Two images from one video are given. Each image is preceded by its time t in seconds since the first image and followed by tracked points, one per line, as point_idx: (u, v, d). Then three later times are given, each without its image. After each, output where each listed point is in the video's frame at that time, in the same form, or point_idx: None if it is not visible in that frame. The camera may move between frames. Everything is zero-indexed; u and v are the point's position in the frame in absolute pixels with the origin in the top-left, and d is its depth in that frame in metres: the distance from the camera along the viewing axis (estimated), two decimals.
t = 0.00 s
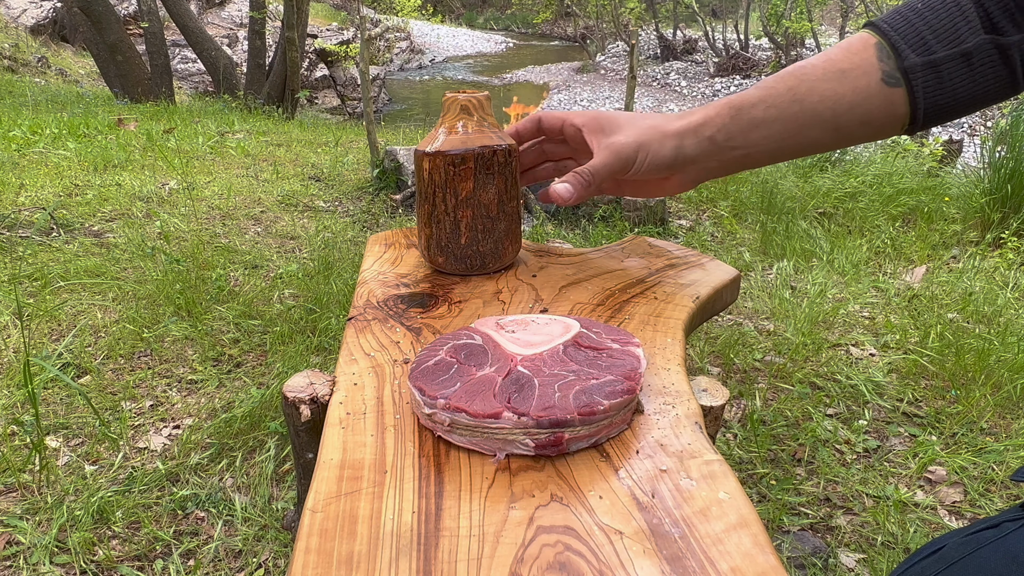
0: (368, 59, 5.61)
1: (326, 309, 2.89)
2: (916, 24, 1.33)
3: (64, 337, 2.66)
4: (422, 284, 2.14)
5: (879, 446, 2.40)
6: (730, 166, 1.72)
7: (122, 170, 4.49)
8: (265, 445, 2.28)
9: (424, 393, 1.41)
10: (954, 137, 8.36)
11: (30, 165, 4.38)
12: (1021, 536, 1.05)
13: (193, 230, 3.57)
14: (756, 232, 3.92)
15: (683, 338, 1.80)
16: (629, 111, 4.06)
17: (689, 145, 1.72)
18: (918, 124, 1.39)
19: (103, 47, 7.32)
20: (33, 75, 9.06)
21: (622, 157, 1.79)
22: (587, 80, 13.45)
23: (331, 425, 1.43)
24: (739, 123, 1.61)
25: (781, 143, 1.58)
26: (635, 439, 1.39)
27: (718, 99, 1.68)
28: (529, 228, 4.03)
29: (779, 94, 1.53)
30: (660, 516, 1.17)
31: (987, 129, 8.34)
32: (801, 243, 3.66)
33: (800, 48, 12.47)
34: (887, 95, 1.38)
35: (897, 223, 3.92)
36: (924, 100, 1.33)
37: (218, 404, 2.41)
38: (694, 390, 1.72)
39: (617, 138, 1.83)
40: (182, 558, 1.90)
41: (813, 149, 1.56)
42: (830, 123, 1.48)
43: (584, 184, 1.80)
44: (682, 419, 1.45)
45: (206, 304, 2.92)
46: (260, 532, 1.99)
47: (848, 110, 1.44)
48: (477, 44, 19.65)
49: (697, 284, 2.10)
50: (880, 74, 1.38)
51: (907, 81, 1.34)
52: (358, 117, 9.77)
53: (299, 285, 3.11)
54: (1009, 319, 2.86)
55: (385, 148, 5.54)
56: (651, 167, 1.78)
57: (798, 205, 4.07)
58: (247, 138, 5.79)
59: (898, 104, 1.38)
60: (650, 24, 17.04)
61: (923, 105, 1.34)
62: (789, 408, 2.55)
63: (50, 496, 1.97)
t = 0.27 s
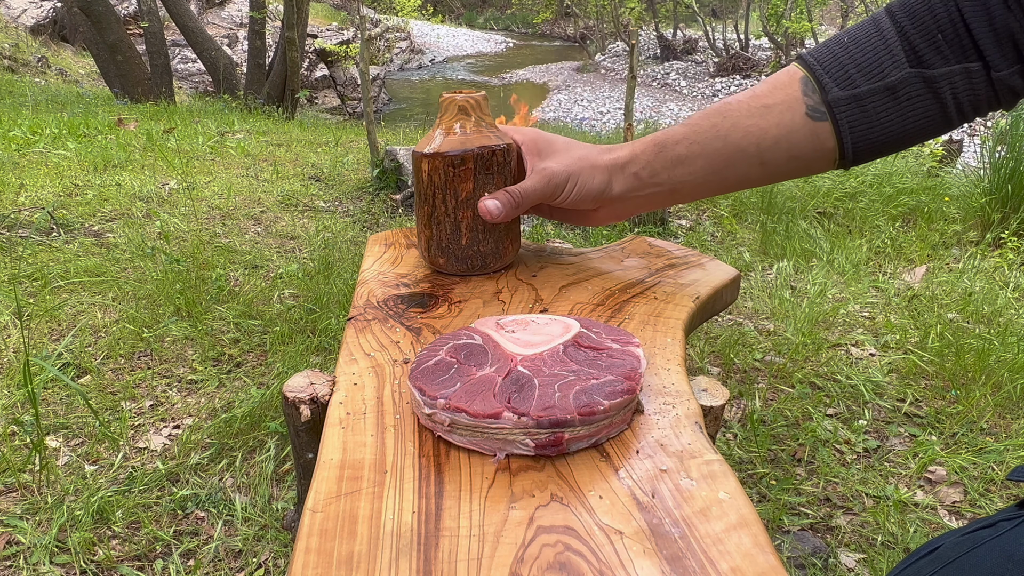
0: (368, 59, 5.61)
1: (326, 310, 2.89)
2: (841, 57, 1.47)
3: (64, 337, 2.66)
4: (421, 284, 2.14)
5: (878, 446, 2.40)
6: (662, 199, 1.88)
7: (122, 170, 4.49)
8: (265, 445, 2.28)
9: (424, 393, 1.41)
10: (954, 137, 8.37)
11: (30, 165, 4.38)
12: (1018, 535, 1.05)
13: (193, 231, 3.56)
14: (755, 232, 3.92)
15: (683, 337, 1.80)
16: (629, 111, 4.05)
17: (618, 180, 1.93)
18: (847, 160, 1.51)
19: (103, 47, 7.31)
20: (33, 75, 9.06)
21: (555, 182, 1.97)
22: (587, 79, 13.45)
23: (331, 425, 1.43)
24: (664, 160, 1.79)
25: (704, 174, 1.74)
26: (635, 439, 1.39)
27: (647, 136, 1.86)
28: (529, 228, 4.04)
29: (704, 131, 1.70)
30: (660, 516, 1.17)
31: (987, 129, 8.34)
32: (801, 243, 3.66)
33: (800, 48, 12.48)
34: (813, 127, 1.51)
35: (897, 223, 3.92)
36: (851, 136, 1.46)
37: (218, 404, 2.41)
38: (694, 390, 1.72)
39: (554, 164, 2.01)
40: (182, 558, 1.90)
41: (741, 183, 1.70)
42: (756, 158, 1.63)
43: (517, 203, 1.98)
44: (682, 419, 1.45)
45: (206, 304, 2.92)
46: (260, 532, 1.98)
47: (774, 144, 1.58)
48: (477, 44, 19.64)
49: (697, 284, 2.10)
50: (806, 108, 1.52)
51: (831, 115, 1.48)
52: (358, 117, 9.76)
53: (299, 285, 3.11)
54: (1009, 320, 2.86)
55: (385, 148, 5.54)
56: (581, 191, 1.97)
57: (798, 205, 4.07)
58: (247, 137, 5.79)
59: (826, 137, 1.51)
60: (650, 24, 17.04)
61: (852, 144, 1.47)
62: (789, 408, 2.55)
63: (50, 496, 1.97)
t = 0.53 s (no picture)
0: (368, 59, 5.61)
1: (326, 310, 2.89)
2: (853, 4, 1.28)
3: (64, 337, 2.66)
4: (421, 284, 2.14)
5: (878, 446, 2.40)
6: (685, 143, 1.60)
7: (122, 171, 4.49)
8: (265, 445, 2.28)
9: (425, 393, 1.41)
10: (955, 137, 8.37)
11: (30, 165, 4.38)
12: (1017, 536, 1.05)
13: (193, 231, 3.57)
14: (755, 232, 3.92)
15: (683, 337, 1.80)
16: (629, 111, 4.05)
17: (629, 136, 1.66)
18: (853, 111, 1.33)
19: (103, 48, 7.31)
20: (33, 74, 9.06)
21: (567, 149, 1.72)
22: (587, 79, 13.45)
23: (331, 425, 1.43)
24: (675, 112, 1.54)
25: (717, 128, 1.52)
26: (634, 439, 1.39)
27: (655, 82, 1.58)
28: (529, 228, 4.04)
29: (715, 80, 1.45)
30: (660, 515, 1.17)
31: (987, 129, 8.34)
32: (801, 243, 3.66)
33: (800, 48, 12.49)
34: (823, 79, 1.32)
35: (897, 224, 3.92)
36: (859, 86, 1.28)
37: (218, 404, 2.41)
38: (694, 390, 1.72)
39: (563, 126, 1.75)
40: (182, 558, 1.90)
41: (750, 134, 1.49)
42: (764, 107, 1.41)
43: (534, 181, 1.76)
44: (682, 420, 1.45)
45: (206, 304, 2.92)
46: (260, 532, 1.98)
47: (784, 94, 1.38)
48: (477, 44, 19.64)
49: (697, 284, 2.10)
50: (817, 57, 1.32)
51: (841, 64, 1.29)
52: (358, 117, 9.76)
53: (299, 285, 3.11)
54: (1009, 320, 2.87)
55: (385, 148, 5.54)
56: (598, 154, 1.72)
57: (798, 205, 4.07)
58: (247, 138, 5.79)
59: (833, 90, 1.32)
60: (650, 24, 17.04)
61: (859, 92, 1.29)
62: (789, 408, 2.55)
63: (50, 496, 1.97)
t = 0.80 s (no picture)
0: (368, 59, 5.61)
1: (326, 310, 2.89)
2: None
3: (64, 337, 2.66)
4: (421, 284, 2.14)
5: (879, 446, 2.40)
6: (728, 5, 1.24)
7: (122, 171, 4.49)
8: (265, 445, 2.27)
9: (425, 393, 1.41)
10: (954, 137, 8.37)
11: (30, 166, 4.38)
12: (1020, 536, 1.05)
13: (193, 231, 3.57)
14: (755, 232, 3.92)
15: (683, 337, 1.80)
16: (630, 111, 4.05)
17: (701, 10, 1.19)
18: None
19: (103, 48, 7.31)
20: (33, 74, 9.05)
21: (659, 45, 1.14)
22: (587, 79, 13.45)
23: (331, 425, 1.43)
24: None
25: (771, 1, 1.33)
26: (634, 439, 1.39)
27: None
28: (529, 228, 4.04)
29: None
30: (660, 515, 1.17)
31: (987, 129, 8.34)
32: (801, 243, 3.66)
33: (800, 48, 12.50)
34: None
35: (897, 224, 3.92)
36: None
37: (218, 404, 2.41)
38: (694, 390, 1.72)
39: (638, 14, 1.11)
40: (182, 558, 1.90)
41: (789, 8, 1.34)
42: None
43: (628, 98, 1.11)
44: (682, 419, 1.45)
45: (206, 304, 2.92)
46: (260, 532, 1.98)
47: None
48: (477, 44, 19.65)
49: (697, 284, 2.10)
50: None
51: None
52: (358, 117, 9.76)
53: (299, 285, 3.11)
54: (1009, 320, 2.87)
55: (385, 148, 5.54)
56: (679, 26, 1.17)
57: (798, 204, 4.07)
58: (247, 138, 5.79)
59: None
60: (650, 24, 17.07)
61: None
62: (789, 408, 2.55)
63: (50, 496, 1.97)
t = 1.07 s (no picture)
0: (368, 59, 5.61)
1: (326, 310, 2.89)
2: None
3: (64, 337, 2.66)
4: (422, 284, 2.14)
5: (879, 446, 2.40)
6: None
7: (122, 170, 4.49)
8: (265, 445, 2.27)
9: (425, 393, 1.40)
10: (954, 137, 8.38)
11: (30, 165, 4.38)
12: (1020, 536, 1.05)
13: (193, 231, 3.57)
14: (756, 232, 3.92)
15: (683, 337, 1.79)
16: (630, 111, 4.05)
17: None
18: None
19: (103, 47, 7.31)
20: (33, 74, 9.05)
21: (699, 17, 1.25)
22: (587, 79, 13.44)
23: (331, 425, 1.43)
24: None
25: None
26: (635, 439, 1.39)
27: None
28: (529, 228, 4.04)
29: None
30: (660, 515, 1.17)
31: (987, 129, 8.34)
32: (801, 243, 3.66)
33: (800, 48, 12.50)
34: None
35: (897, 224, 3.92)
36: None
37: (218, 404, 2.41)
38: (694, 390, 1.72)
39: None
40: (182, 558, 1.90)
41: None
42: None
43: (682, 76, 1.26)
44: (682, 419, 1.45)
45: (206, 304, 2.92)
46: (260, 532, 1.98)
47: None
48: (477, 44, 19.65)
49: (697, 284, 2.10)
50: None
51: None
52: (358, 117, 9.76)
53: (299, 285, 3.11)
54: (1009, 320, 2.87)
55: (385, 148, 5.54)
56: None
57: (798, 204, 4.07)
58: (247, 138, 5.79)
59: None
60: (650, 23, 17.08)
61: None
62: (789, 408, 2.55)
63: (50, 496, 1.97)
